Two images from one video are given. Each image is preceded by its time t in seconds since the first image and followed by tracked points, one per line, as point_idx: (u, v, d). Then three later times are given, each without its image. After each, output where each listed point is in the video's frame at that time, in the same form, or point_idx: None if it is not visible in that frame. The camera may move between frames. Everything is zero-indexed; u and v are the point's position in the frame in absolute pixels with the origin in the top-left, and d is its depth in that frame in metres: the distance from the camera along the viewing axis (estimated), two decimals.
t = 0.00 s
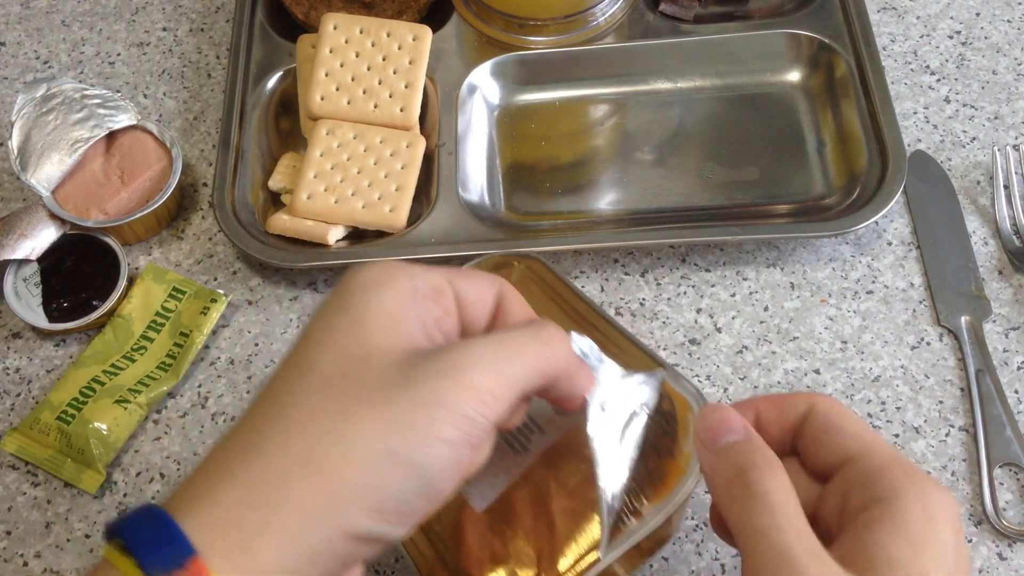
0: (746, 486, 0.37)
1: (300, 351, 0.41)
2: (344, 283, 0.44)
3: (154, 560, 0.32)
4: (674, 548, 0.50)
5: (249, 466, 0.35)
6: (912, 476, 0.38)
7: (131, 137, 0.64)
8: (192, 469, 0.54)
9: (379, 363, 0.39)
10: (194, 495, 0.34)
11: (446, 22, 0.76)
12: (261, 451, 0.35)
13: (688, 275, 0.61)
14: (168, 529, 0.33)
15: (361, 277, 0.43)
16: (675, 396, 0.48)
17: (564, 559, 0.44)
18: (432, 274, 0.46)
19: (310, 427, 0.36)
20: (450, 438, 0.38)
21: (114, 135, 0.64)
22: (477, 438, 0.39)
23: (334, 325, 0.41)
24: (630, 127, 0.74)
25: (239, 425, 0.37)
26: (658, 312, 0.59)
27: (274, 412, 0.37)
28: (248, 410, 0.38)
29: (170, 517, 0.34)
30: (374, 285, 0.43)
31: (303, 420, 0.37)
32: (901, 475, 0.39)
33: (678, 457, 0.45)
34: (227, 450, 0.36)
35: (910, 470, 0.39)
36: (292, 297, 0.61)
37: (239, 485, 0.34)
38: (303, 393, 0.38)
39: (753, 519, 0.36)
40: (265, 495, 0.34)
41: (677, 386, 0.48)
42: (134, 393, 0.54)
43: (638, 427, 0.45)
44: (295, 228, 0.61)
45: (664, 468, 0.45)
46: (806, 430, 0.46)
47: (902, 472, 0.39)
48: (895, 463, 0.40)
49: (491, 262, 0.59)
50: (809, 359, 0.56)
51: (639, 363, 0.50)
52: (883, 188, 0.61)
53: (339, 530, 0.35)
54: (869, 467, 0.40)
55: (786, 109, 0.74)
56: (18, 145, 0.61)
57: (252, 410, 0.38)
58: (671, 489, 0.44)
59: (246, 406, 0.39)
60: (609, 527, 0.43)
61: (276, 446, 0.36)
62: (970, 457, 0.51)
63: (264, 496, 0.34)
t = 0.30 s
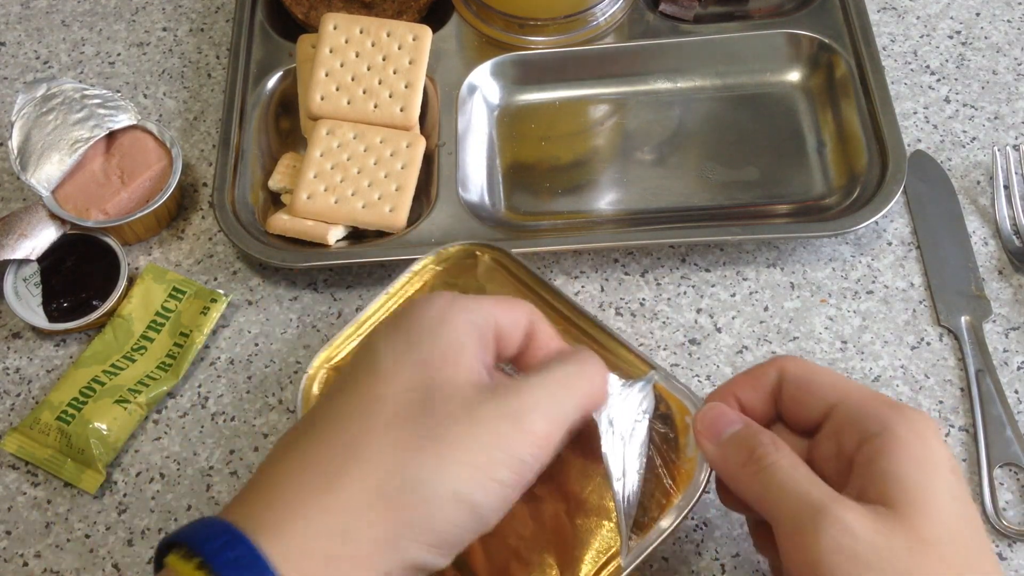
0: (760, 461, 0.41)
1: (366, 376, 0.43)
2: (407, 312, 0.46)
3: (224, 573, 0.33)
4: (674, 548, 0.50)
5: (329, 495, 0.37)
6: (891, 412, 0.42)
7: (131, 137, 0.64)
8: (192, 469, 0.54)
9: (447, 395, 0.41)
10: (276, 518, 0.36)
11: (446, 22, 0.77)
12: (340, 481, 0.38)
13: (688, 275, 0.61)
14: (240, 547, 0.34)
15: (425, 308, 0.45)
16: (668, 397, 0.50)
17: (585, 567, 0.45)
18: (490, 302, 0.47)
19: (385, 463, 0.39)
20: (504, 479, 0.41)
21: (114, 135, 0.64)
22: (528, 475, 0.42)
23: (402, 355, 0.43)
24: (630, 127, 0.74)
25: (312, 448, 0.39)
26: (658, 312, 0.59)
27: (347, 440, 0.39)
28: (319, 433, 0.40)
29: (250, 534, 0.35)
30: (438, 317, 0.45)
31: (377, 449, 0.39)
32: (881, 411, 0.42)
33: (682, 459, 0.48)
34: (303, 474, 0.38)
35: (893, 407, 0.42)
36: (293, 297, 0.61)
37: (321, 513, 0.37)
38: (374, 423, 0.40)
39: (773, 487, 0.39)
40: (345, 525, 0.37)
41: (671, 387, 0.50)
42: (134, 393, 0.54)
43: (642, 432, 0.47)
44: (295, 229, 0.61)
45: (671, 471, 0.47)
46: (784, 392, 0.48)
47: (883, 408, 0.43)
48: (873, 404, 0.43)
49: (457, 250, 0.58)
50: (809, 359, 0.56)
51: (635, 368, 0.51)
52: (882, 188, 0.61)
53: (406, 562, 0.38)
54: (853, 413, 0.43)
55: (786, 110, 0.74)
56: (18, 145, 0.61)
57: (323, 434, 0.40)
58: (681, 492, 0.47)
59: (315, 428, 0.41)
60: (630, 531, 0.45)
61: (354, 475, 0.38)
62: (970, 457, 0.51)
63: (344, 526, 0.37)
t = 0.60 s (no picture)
0: (733, 454, 0.42)
1: (389, 349, 0.41)
2: (432, 286, 0.44)
3: (256, 539, 0.32)
4: (674, 548, 0.50)
5: (352, 469, 0.36)
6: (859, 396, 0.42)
7: (131, 137, 0.64)
8: (192, 469, 0.54)
9: (474, 377, 0.40)
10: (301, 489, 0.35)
11: (446, 22, 0.76)
12: (364, 456, 0.37)
13: (688, 275, 0.61)
14: (268, 511, 0.33)
15: (451, 287, 0.44)
16: (644, 384, 0.52)
17: (585, 563, 0.47)
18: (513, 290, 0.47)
19: (411, 444, 0.37)
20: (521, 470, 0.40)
21: (114, 135, 0.64)
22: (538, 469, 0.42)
23: (428, 330, 0.42)
24: (630, 127, 0.74)
25: (334, 418, 0.38)
26: (658, 312, 0.59)
27: (371, 414, 0.38)
28: (340, 403, 0.39)
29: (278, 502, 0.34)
30: (466, 297, 0.43)
31: (403, 426, 0.38)
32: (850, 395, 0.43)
33: (666, 447, 0.50)
34: (326, 445, 0.37)
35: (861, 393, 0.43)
36: (293, 297, 0.61)
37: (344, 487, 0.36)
38: (399, 398, 0.39)
39: (745, 479, 0.41)
40: (366, 501, 0.36)
41: (648, 376, 0.52)
42: (134, 393, 0.54)
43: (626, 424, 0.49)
44: (294, 229, 0.61)
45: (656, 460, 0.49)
46: (765, 379, 0.49)
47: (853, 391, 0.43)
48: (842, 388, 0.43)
49: (412, 250, 0.58)
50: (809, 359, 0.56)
51: (609, 358, 0.53)
52: (883, 188, 0.61)
53: (419, 546, 0.38)
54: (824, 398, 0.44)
55: (786, 110, 0.74)
56: (18, 146, 0.61)
57: (345, 405, 0.39)
58: (669, 480, 0.49)
59: (335, 397, 0.39)
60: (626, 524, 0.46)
61: (377, 449, 0.37)
62: (970, 457, 0.51)
63: (365, 502, 0.36)
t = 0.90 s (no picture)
0: (749, 462, 0.49)
1: (427, 345, 0.40)
2: (467, 282, 0.43)
3: (314, 536, 0.31)
4: (674, 548, 0.50)
5: (399, 468, 0.35)
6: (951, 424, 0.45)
7: (131, 137, 0.64)
8: (192, 469, 0.54)
9: (510, 383, 0.40)
10: (350, 483, 0.34)
11: (446, 22, 0.76)
12: (411, 455, 0.36)
13: (688, 275, 0.61)
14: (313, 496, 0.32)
15: (487, 283, 0.43)
16: (630, 388, 0.53)
17: (580, 557, 0.47)
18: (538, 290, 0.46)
19: (451, 445, 0.37)
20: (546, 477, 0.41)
21: (114, 135, 0.64)
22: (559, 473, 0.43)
23: (466, 327, 0.41)
24: (630, 127, 0.74)
25: (375, 413, 0.37)
26: (658, 312, 0.59)
27: (415, 412, 0.37)
28: (380, 397, 0.38)
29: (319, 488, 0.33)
30: (500, 296, 0.43)
31: (447, 428, 0.37)
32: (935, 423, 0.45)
33: (654, 446, 0.51)
34: (372, 440, 0.36)
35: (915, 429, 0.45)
36: (292, 297, 0.61)
37: (392, 486, 0.35)
38: (441, 396, 0.38)
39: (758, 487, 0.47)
40: (412, 501, 0.35)
41: (632, 381, 0.53)
42: (134, 393, 0.54)
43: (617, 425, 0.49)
44: (294, 229, 0.61)
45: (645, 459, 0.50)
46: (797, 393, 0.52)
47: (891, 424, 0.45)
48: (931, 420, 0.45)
49: (400, 262, 0.58)
50: (809, 359, 0.56)
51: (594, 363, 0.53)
52: (882, 188, 0.61)
53: (449, 548, 0.38)
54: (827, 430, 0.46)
55: (786, 110, 0.74)
56: (18, 145, 0.61)
57: (385, 400, 0.38)
58: (659, 476, 0.49)
59: (374, 390, 0.38)
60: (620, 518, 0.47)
61: (423, 448, 0.36)
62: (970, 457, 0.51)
63: (411, 502, 0.35)
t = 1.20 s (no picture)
0: None
1: (353, 321, 0.39)
2: (393, 255, 0.42)
3: (225, 526, 0.30)
4: (674, 548, 0.50)
5: (322, 446, 0.34)
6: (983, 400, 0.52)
7: (131, 137, 0.64)
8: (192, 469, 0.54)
9: (441, 351, 0.39)
10: (269, 465, 0.33)
11: (446, 22, 0.76)
12: (334, 433, 0.35)
13: (688, 275, 0.61)
14: (235, 496, 0.31)
15: (413, 255, 0.42)
16: (607, 353, 0.54)
17: (566, 537, 0.47)
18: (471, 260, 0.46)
19: (382, 418, 0.36)
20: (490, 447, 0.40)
21: (114, 135, 0.64)
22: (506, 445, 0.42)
23: (391, 301, 0.40)
24: (630, 127, 0.74)
25: (295, 394, 0.36)
26: (658, 312, 0.59)
27: (338, 389, 0.36)
28: (301, 378, 0.37)
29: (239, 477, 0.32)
30: (429, 267, 0.42)
31: (373, 402, 0.36)
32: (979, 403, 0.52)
33: (635, 413, 0.52)
34: (291, 421, 0.35)
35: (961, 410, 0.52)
36: (293, 297, 0.61)
37: (315, 466, 0.34)
38: (365, 371, 0.37)
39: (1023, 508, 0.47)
40: (339, 479, 0.34)
41: (609, 345, 0.54)
42: (134, 393, 0.54)
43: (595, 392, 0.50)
44: (295, 229, 0.61)
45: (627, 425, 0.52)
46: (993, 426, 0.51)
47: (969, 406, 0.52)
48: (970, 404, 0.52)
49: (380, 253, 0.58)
50: (809, 359, 0.56)
51: (569, 333, 0.54)
52: (883, 188, 0.61)
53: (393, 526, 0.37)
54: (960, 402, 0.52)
55: (786, 110, 0.74)
56: (18, 146, 0.61)
57: (307, 380, 0.37)
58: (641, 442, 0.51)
59: (296, 372, 0.37)
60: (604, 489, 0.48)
61: (347, 425, 0.35)
62: (970, 457, 0.51)
63: (337, 481, 0.34)
